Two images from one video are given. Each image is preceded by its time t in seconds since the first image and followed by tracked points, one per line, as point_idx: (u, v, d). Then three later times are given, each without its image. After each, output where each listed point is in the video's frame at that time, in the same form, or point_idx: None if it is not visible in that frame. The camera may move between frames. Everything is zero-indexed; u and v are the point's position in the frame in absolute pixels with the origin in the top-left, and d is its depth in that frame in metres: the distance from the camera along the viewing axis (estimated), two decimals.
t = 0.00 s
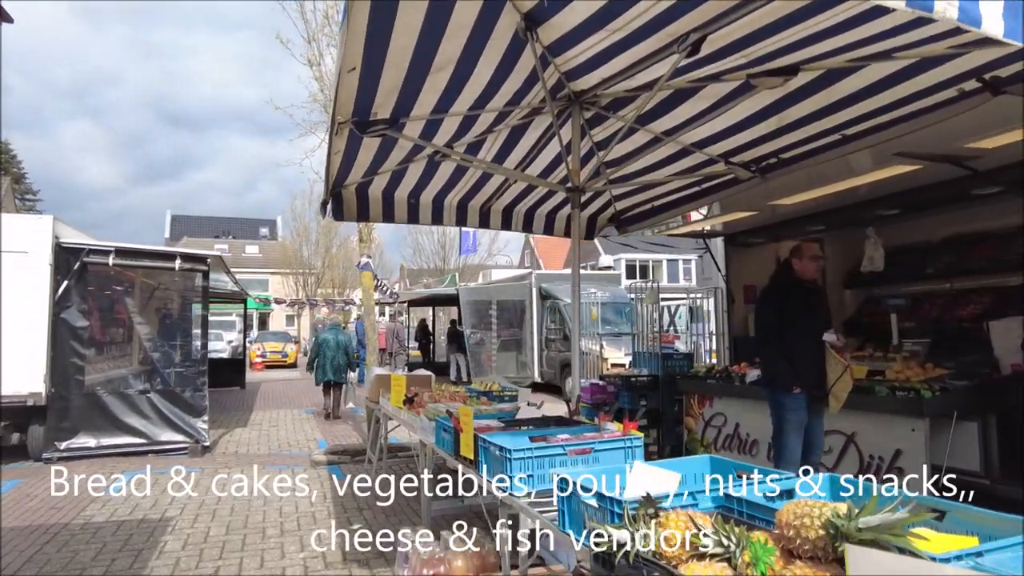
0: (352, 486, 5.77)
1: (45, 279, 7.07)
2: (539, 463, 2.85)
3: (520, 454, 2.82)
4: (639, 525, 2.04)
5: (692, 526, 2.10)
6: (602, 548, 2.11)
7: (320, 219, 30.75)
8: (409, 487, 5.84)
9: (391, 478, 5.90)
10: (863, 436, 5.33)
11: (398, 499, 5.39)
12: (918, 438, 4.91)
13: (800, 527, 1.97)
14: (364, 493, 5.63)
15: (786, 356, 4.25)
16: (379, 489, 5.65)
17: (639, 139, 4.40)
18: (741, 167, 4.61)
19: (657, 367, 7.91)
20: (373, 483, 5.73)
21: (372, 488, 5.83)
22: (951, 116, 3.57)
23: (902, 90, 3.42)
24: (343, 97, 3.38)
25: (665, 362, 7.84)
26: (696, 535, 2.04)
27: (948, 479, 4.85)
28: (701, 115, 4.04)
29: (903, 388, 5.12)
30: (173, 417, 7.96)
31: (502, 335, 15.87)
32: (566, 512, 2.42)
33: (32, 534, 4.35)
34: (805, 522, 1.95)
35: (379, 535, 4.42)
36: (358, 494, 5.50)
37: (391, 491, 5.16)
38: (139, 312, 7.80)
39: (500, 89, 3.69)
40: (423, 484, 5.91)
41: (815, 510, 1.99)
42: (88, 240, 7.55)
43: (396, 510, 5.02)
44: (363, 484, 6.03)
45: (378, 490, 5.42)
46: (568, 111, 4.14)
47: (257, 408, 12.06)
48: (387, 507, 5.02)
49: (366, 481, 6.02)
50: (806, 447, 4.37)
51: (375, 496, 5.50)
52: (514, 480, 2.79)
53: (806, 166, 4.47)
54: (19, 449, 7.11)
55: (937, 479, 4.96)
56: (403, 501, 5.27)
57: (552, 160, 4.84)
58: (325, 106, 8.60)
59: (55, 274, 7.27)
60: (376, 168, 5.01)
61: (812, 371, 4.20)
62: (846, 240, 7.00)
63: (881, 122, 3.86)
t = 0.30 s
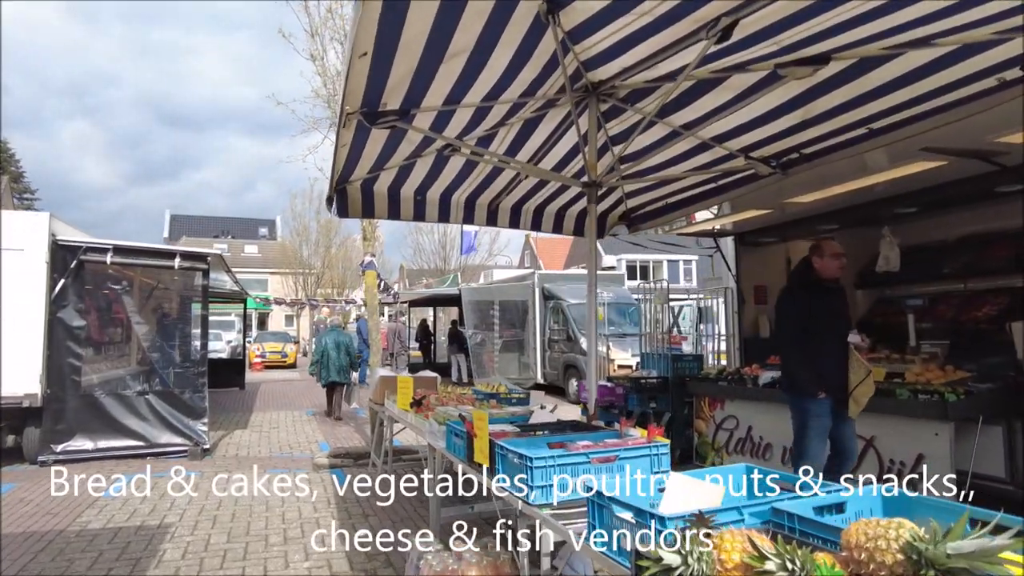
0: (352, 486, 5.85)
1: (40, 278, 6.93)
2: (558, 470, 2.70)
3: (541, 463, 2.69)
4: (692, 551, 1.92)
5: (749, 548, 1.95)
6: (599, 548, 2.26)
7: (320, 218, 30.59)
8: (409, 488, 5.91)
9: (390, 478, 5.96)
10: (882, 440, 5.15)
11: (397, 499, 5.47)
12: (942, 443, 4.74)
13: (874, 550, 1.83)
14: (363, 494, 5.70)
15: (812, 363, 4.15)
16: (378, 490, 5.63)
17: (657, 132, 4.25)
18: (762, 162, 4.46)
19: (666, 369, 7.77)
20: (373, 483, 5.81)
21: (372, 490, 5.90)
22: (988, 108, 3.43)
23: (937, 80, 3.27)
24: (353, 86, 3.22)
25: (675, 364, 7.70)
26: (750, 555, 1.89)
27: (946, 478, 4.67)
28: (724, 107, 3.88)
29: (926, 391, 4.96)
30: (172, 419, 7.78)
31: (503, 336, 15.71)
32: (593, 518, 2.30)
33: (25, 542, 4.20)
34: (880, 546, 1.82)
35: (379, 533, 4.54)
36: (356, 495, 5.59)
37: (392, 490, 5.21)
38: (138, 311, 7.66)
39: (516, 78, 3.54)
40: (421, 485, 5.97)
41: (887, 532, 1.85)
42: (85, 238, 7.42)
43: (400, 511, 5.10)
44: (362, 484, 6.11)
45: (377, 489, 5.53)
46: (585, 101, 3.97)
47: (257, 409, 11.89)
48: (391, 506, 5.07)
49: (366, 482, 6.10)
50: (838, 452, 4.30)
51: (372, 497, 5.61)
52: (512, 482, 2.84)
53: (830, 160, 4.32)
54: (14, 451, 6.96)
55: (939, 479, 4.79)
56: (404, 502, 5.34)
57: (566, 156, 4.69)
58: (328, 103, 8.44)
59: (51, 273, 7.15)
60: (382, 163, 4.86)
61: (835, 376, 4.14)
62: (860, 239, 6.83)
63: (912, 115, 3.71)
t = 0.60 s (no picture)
0: (352, 486, 5.85)
1: (39, 275, 6.82)
2: (583, 478, 2.57)
3: (565, 469, 2.56)
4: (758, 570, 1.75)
5: (817, 569, 1.79)
6: (600, 550, 2.31)
7: (321, 218, 30.47)
8: (409, 487, 5.90)
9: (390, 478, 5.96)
10: (903, 444, 5.01)
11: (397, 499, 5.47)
12: (968, 448, 4.59)
13: None
14: (364, 493, 5.71)
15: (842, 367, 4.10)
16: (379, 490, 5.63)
17: (676, 125, 4.13)
18: (784, 157, 4.33)
19: (678, 371, 7.63)
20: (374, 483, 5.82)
21: (372, 490, 5.89)
22: None
23: (974, 69, 3.15)
24: (366, 75, 3.09)
25: (686, 365, 7.56)
26: None
27: (947, 479, 4.69)
28: (746, 99, 3.76)
29: (950, 394, 4.82)
30: (172, 420, 7.65)
31: (508, 336, 15.62)
32: (634, 549, 2.12)
33: (22, 549, 4.05)
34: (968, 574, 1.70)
35: (379, 533, 4.56)
36: (357, 495, 5.61)
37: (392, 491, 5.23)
38: (139, 311, 7.54)
39: (535, 68, 3.41)
40: (421, 485, 5.97)
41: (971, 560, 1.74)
42: (85, 236, 7.30)
43: (406, 514, 5.06)
44: (362, 483, 6.10)
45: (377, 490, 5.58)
46: (604, 94, 3.84)
47: (258, 410, 11.75)
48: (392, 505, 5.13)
49: (366, 481, 6.10)
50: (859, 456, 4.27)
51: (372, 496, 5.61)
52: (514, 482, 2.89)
53: (854, 155, 4.19)
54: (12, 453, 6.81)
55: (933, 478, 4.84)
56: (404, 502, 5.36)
57: (580, 151, 4.56)
58: (332, 98, 8.30)
59: (51, 271, 7.03)
60: (391, 159, 4.72)
61: (865, 377, 4.08)
62: (876, 239, 6.70)
63: (945, 107, 3.59)
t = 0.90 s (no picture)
0: (353, 485, 5.81)
1: (37, 273, 6.61)
2: (611, 487, 2.43)
3: (590, 477, 2.41)
4: None
5: None
6: (599, 550, 2.29)
7: (321, 218, 30.30)
8: (409, 487, 5.84)
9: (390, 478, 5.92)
10: (924, 447, 4.87)
11: (397, 499, 5.47)
12: (993, 452, 4.46)
13: None
14: (364, 493, 5.68)
15: (869, 371, 4.12)
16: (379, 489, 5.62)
17: (695, 118, 3.99)
18: (805, 151, 4.19)
19: (688, 372, 7.50)
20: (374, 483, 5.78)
21: (372, 490, 5.85)
22: None
23: (1013, 58, 3.02)
24: (377, 62, 2.95)
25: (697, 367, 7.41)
26: None
27: (947, 478, 4.68)
28: (770, 90, 3.63)
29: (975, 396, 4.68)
30: (172, 422, 7.50)
31: (511, 336, 15.36)
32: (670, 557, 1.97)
33: (16, 557, 3.90)
34: None
35: (380, 533, 4.57)
36: (358, 494, 5.61)
37: (393, 491, 5.23)
38: (137, 311, 7.40)
39: (551, 56, 3.27)
40: (421, 484, 5.93)
41: None
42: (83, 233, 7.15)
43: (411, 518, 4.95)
44: (362, 483, 6.05)
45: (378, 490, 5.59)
46: (621, 85, 3.70)
47: (258, 411, 11.59)
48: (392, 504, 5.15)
49: (366, 480, 6.06)
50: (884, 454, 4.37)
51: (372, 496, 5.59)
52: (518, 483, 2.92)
53: (878, 149, 4.06)
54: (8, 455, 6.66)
55: (934, 477, 4.87)
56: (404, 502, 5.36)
57: (594, 145, 4.42)
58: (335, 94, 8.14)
59: (49, 269, 6.85)
60: (398, 153, 4.58)
61: (890, 378, 4.15)
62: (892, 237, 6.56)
63: (979, 98, 3.45)
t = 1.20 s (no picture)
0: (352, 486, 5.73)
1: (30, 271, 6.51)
2: (636, 500, 2.29)
3: (613, 490, 2.27)
4: None
5: None
6: (602, 549, 2.26)
7: (319, 217, 30.14)
8: (409, 487, 5.76)
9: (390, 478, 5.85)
10: (941, 449, 4.77)
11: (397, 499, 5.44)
12: (1014, 454, 4.35)
13: None
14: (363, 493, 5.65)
15: (892, 372, 4.11)
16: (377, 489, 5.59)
17: (711, 111, 3.88)
18: (823, 146, 4.09)
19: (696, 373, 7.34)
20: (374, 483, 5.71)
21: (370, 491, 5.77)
22: None
23: None
24: (387, 48, 2.82)
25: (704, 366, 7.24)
26: None
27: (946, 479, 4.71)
28: (790, 82, 3.52)
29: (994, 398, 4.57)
30: (169, 424, 7.34)
31: (511, 336, 15.19)
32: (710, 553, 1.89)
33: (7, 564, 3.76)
34: None
35: (380, 533, 4.57)
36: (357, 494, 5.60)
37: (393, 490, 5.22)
38: (133, 310, 7.23)
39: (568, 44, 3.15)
40: (421, 484, 5.87)
41: None
42: (79, 231, 7.03)
43: (404, 513, 5.08)
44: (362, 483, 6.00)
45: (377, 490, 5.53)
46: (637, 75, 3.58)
47: (255, 412, 11.44)
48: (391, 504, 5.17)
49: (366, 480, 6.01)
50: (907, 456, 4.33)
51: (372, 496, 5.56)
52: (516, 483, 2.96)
53: (899, 144, 3.96)
54: None
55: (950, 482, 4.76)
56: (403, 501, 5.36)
57: (606, 139, 4.30)
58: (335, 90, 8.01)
59: (43, 267, 6.76)
60: (403, 147, 4.45)
61: (913, 378, 4.13)
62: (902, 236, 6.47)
63: (1008, 90, 3.35)
